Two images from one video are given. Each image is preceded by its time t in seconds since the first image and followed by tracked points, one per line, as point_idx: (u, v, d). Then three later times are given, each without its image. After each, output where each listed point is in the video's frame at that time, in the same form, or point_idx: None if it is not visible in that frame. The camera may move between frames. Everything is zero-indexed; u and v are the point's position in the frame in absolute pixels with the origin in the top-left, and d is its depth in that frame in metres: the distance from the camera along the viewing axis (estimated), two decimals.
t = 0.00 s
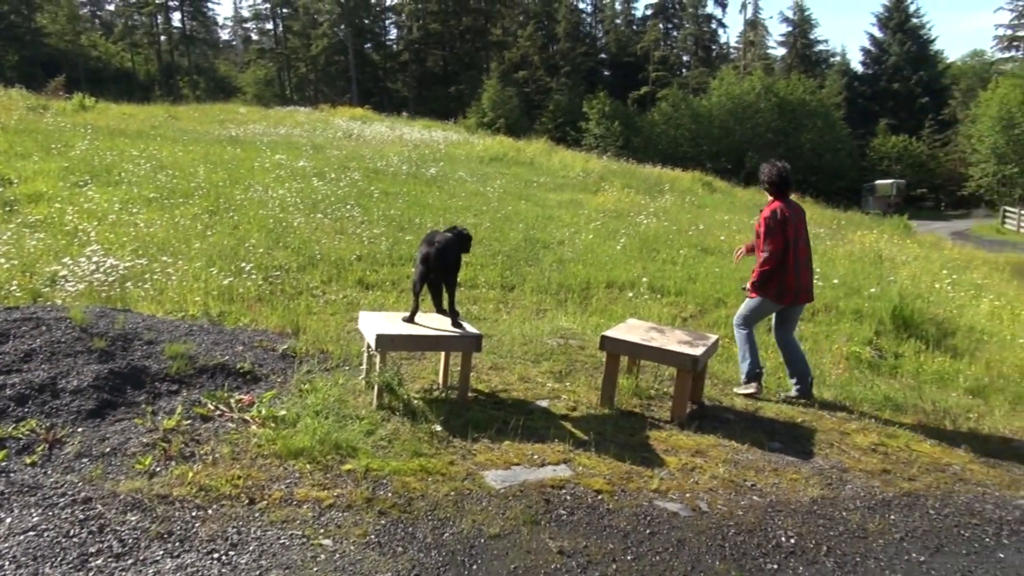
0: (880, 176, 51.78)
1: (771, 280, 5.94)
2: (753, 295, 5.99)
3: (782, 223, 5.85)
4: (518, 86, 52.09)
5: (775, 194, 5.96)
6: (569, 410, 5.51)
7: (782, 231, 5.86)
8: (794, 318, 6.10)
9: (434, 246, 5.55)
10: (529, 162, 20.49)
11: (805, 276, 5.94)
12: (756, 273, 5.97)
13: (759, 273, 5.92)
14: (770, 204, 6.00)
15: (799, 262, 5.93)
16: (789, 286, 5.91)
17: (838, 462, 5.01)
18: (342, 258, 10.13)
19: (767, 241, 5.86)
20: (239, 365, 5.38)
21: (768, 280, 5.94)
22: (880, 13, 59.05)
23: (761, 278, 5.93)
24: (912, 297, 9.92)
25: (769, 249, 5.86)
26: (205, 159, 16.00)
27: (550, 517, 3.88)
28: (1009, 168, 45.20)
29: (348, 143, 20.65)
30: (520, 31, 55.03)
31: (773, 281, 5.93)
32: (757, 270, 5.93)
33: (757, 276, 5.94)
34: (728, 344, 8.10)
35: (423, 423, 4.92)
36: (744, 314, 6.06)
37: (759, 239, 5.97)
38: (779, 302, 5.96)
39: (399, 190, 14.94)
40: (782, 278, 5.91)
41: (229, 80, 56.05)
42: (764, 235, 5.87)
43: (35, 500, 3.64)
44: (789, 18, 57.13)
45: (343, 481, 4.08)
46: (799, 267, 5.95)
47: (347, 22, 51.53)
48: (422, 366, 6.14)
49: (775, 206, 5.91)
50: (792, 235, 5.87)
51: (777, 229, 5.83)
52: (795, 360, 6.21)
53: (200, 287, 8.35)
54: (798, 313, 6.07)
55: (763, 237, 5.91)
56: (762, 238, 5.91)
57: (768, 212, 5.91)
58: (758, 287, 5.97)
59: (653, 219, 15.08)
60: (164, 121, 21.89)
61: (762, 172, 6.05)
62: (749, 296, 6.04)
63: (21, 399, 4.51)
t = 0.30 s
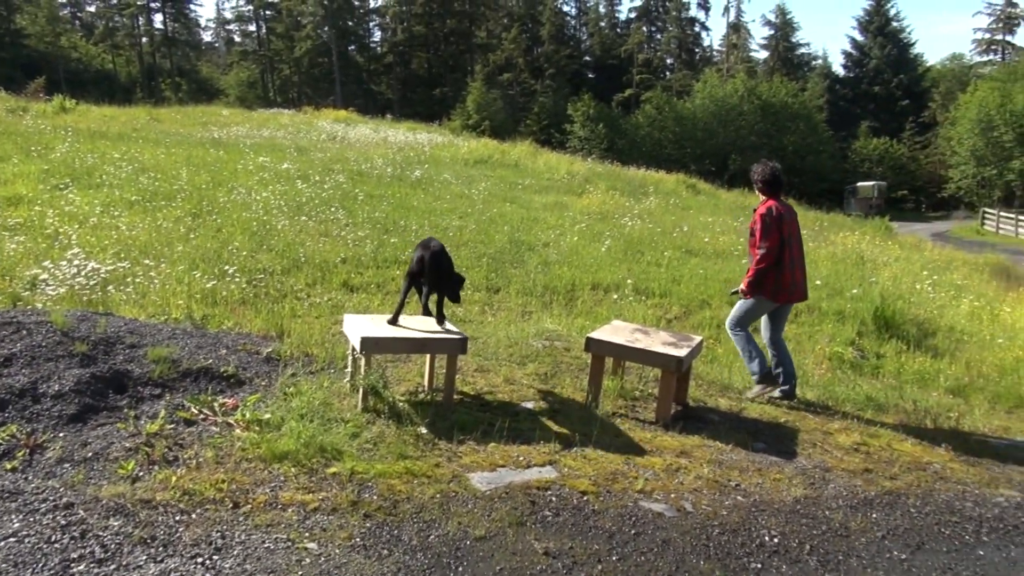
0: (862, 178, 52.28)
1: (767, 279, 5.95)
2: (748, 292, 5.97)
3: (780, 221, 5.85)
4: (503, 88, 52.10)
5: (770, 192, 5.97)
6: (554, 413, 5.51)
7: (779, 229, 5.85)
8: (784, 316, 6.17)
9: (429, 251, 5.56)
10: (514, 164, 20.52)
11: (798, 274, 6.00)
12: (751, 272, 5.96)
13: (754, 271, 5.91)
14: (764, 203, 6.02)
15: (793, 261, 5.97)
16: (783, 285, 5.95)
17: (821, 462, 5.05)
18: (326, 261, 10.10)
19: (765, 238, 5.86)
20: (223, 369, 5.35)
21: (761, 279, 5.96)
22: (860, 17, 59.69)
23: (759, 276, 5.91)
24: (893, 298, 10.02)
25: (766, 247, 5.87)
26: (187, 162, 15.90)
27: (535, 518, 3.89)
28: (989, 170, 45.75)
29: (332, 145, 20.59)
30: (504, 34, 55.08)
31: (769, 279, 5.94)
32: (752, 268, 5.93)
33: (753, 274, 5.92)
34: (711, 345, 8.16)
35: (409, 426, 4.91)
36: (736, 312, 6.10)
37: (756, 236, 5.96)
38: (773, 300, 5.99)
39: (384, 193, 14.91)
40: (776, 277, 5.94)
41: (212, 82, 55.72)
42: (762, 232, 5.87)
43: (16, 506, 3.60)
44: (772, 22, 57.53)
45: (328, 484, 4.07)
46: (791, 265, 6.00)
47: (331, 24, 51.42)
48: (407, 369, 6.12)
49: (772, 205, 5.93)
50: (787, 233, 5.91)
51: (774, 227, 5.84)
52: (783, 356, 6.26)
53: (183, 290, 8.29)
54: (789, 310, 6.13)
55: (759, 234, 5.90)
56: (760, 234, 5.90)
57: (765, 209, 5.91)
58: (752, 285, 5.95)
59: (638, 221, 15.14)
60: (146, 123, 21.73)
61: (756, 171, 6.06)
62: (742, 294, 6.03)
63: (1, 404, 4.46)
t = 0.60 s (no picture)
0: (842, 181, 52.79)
1: (759, 282, 5.84)
2: (741, 297, 5.86)
3: (770, 224, 5.77)
4: (486, 90, 52.10)
5: (758, 193, 5.86)
6: (538, 414, 5.51)
7: (769, 232, 5.77)
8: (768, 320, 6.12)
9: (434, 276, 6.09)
10: (497, 166, 20.52)
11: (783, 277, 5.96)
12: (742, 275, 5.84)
13: (746, 274, 5.80)
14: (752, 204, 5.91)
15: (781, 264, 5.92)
16: (773, 287, 5.86)
17: (802, 462, 5.10)
18: (309, 262, 10.06)
19: (756, 240, 5.75)
20: (205, 371, 5.32)
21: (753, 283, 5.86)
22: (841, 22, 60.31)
23: (750, 280, 5.80)
24: (873, 299, 10.14)
25: (757, 251, 5.76)
26: (168, 162, 15.77)
27: (519, 518, 3.90)
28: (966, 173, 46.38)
29: (314, 146, 20.52)
30: (487, 35, 55.12)
31: (761, 282, 5.83)
32: (744, 272, 5.81)
33: (745, 279, 5.80)
34: (694, 346, 8.23)
35: (393, 427, 4.91)
36: (741, 323, 5.93)
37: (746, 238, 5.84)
38: (766, 304, 5.89)
39: (366, 194, 14.87)
40: (769, 279, 5.84)
41: (193, 82, 55.29)
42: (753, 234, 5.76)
43: None
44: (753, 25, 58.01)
45: (312, 486, 4.05)
46: (778, 266, 5.95)
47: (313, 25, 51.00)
48: (391, 370, 6.11)
49: (762, 206, 5.81)
50: (775, 236, 5.83)
51: (766, 231, 5.74)
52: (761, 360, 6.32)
53: (164, 291, 8.23)
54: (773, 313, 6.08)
55: (751, 238, 5.77)
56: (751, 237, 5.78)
57: (754, 211, 5.81)
58: (744, 289, 5.84)
59: (621, 222, 15.21)
60: (125, 123, 21.54)
61: (742, 172, 5.94)
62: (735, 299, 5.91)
63: None
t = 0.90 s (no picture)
0: (818, 183, 53.34)
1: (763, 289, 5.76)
2: (745, 305, 5.74)
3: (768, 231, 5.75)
4: (466, 92, 52.11)
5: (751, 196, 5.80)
6: (518, 415, 5.53)
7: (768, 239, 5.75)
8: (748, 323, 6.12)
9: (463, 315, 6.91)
10: (477, 167, 20.53)
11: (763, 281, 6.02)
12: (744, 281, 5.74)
13: (750, 281, 5.68)
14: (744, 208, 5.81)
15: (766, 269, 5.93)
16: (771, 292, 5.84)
17: (779, 460, 5.16)
18: (288, 264, 10.01)
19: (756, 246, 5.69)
20: (183, 374, 5.28)
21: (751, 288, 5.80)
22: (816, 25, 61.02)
23: (759, 288, 5.70)
24: (848, 300, 10.26)
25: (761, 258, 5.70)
26: (144, 163, 15.61)
27: (500, 520, 3.91)
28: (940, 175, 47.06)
29: (293, 147, 20.41)
30: (467, 37, 55.15)
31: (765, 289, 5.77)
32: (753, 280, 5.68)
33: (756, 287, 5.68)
34: (673, 347, 8.28)
35: (373, 429, 4.90)
36: (743, 331, 5.85)
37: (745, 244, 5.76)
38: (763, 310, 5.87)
39: (346, 195, 14.81)
40: (769, 285, 5.79)
41: (170, 83, 54.73)
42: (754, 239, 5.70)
43: None
44: (731, 29, 58.55)
45: (291, 489, 4.04)
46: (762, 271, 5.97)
47: (292, 25, 50.15)
48: (370, 373, 6.10)
49: (758, 211, 5.76)
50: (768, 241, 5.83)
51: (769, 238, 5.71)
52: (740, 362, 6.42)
53: (140, 294, 8.15)
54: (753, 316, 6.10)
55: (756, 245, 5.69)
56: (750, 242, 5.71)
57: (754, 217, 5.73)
58: (747, 297, 5.72)
59: (601, 224, 15.28)
60: (100, 124, 21.29)
61: (733, 175, 5.80)
62: (737, 307, 5.80)
63: None
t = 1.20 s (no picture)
0: (794, 185, 53.94)
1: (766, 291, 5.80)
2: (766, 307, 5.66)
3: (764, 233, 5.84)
4: (444, 94, 52.10)
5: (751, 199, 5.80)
6: (498, 417, 5.54)
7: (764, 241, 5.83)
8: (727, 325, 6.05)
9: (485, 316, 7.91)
10: (456, 170, 20.53)
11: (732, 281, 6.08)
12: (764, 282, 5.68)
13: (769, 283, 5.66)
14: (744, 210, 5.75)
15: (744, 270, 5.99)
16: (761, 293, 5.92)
17: (756, 459, 5.21)
18: (266, 268, 9.96)
19: (767, 247, 5.71)
20: (160, 379, 5.24)
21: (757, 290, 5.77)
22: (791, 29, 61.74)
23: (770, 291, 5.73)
24: (824, 300, 10.39)
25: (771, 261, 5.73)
26: (119, 167, 15.45)
27: (481, 521, 3.92)
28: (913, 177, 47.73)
29: (271, 150, 20.28)
30: (445, 40, 55.17)
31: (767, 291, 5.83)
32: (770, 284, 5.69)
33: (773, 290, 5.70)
34: (651, 348, 8.34)
35: (353, 433, 4.89)
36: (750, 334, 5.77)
37: (758, 245, 5.73)
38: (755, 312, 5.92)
39: (324, 199, 14.76)
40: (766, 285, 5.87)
41: (144, 85, 54.16)
42: (767, 241, 5.72)
43: None
44: (707, 32, 59.06)
45: (270, 493, 4.03)
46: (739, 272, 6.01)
47: (268, 27, 50.10)
48: (349, 376, 6.09)
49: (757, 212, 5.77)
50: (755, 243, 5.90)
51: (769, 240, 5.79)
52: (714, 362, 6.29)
53: (116, 299, 8.07)
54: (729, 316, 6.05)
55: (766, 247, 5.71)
56: (762, 244, 5.73)
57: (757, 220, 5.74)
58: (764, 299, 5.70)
59: (579, 226, 15.35)
60: (74, 127, 21.04)
61: (737, 175, 5.65)
62: (756, 310, 5.69)
63: None
